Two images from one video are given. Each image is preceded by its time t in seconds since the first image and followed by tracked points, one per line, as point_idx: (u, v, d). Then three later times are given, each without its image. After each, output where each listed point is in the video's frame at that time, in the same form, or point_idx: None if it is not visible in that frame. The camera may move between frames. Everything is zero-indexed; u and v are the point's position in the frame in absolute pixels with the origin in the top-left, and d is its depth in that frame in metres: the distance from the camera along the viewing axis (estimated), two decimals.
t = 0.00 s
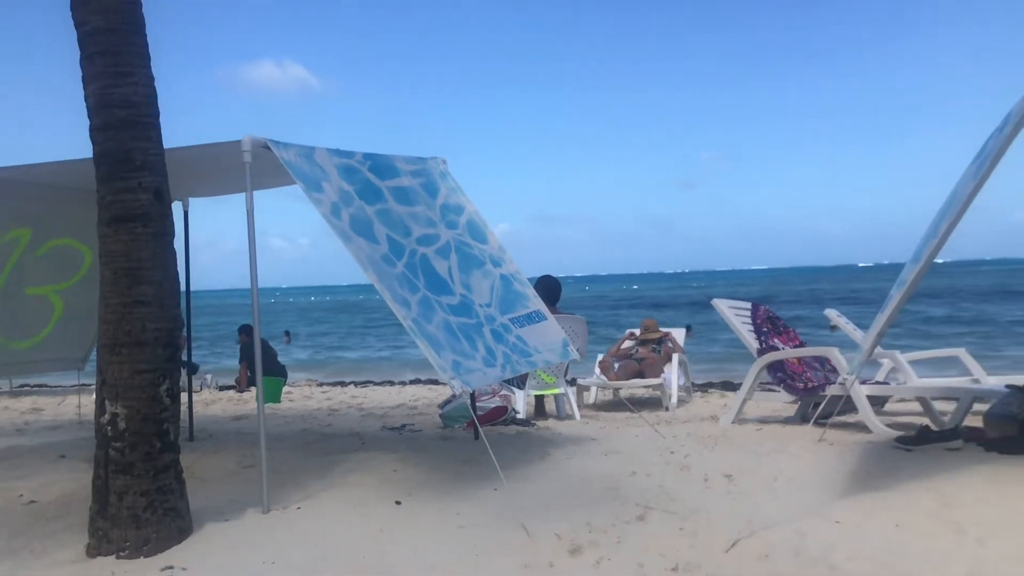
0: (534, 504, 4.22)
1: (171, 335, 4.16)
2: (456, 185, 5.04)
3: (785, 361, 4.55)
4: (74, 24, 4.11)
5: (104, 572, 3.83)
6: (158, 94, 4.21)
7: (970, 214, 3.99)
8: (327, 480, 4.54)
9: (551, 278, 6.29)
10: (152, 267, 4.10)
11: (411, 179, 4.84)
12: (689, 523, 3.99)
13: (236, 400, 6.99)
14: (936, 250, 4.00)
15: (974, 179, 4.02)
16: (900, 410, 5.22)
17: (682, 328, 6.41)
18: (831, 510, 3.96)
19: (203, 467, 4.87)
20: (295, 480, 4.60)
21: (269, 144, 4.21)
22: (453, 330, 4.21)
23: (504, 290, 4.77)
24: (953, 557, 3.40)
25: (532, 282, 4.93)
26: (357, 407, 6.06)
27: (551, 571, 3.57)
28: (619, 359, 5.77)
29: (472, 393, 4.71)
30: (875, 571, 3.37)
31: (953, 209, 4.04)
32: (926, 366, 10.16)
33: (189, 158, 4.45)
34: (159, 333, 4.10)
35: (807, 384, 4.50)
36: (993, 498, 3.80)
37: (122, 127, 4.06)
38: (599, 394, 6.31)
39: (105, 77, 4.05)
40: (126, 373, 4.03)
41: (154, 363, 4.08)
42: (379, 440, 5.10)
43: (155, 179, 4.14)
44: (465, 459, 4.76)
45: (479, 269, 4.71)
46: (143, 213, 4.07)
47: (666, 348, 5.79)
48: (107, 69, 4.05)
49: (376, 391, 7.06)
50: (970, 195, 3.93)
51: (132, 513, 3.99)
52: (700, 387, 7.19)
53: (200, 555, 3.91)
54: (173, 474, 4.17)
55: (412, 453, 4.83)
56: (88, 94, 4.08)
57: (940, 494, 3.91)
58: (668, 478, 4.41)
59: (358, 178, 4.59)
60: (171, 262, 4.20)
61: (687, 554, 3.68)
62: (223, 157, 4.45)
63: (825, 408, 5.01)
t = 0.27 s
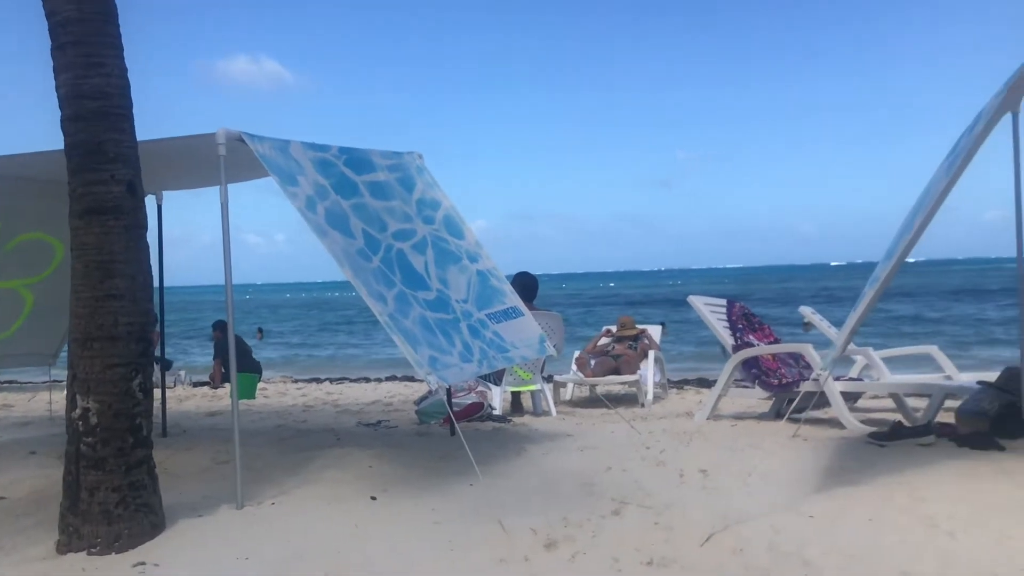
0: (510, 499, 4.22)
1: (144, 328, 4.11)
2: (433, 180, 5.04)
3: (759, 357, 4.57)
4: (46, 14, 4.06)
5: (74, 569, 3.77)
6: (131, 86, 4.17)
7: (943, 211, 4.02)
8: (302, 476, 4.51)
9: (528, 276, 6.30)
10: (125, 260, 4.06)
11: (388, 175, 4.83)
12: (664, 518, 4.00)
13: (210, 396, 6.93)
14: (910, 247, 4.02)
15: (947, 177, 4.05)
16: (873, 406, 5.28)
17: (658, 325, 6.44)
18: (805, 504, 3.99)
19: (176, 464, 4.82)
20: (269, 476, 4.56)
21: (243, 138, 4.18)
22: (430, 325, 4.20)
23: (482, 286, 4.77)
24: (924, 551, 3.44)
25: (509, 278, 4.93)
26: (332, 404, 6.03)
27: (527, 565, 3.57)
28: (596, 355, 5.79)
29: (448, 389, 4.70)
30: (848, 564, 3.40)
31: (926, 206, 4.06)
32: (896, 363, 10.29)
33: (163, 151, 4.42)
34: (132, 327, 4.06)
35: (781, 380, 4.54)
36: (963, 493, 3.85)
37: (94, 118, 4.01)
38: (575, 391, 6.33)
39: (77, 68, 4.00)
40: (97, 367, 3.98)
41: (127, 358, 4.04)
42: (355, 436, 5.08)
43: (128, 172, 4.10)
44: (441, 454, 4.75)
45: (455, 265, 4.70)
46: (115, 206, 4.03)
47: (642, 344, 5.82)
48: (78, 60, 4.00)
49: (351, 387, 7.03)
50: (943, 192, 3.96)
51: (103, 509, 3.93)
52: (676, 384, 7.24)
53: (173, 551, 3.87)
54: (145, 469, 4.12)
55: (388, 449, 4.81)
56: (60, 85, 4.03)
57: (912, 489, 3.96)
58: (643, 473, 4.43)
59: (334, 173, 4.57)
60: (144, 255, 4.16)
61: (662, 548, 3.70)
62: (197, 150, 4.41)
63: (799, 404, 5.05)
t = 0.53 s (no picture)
0: (484, 496, 4.23)
1: (117, 323, 4.08)
2: (410, 177, 5.04)
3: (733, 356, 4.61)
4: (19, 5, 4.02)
5: (43, 565, 3.73)
6: (105, 79, 4.14)
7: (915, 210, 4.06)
8: (276, 473, 4.49)
9: (506, 274, 6.32)
10: (98, 254, 4.03)
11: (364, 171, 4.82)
12: (638, 515, 4.02)
13: (185, 392, 6.88)
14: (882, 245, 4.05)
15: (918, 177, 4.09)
16: (845, 405, 5.33)
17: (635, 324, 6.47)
18: (777, 501, 4.03)
19: (149, 460, 4.79)
20: (243, 473, 4.54)
21: (219, 133, 4.16)
22: (405, 322, 4.20)
23: (458, 284, 4.78)
24: (893, 549, 3.48)
25: (485, 276, 4.94)
26: (308, 400, 6.01)
27: (500, 562, 3.57)
28: (572, 353, 5.81)
29: (424, 386, 4.70)
30: (819, 561, 3.44)
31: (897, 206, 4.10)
32: (869, 363, 10.41)
33: (138, 145, 4.40)
34: (104, 322, 4.03)
35: (755, 379, 4.59)
36: (932, 491, 3.91)
37: (67, 111, 3.98)
38: (551, 389, 6.34)
39: (50, 60, 3.97)
40: (69, 362, 3.95)
41: (99, 352, 4.01)
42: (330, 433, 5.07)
43: (102, 165, 4.07)
44: (416, 451, 4.75)
45: (431, 262, 4.70)
46: (89, 200, 4.00)
47: (618, 343, 5.84)
48: (52, 52, 3.97)
49: (328, 384, 7.01)
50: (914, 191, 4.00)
51: (73, 505, 3.90)
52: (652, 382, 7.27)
53: (144, 548, 3.84)
54: (116, 465, 4.09)
55: (363, 446, 4.81)
56: (33, 77, 3.99)
57: (882, 487, 4.00)
58: (617, 471, 4.45)
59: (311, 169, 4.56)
60: (117, 249, 4.13)
61: (635, 545, 3.72)
62: (172, 144, 4.39)
63: (772, 403, 5.08)
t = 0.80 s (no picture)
0: (459, 497, 4.22)
1: (91, 321, 4.05)
2: (388, 177, 5.03)
3: (709, 358, 4.64)
4: None
5: (12, 565, 3.69)
6: (81, 75, 4.10)
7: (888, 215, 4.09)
8: (251, 473, 4.47)
9: (484, 274, 6.33)
10: (72, 251, 3.99)
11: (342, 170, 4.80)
12: (612, 516, 4.03)
13: (159, 391, 6.82)
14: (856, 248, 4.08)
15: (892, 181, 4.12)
16: (819, 408, 5.38)
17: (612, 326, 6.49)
18: (751, 503, 4.06)
19: (121, 460, 4.75)
20: (217, 472, 4.51)
21: (196, 129, 4.13)
22: (381, 322, 4.19)
23: (435, 284, 4.77)
24: (865, 552, 3.51)
25: (463, 277, 4.94)
26: (283, 399, 5.98)
27: (474, 563, 3.57)
28: (549, 354, 5.82)
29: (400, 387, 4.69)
30: (791, 563, 3.46)
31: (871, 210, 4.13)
32: (842, 364, 10.52)
33: (113, 141, 4.36)
34: (78, 319, 3.99)
35: (730, 381, 4.62)
36: (903, 494, 3.95)
37: (41, 106, 3.94)
38: (528, 389, 6.35)
39: (24, 55, 3.93)
40: (41, 359, 3.91)
41: (72, 350, 3.97)
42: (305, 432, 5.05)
43: (76, 162, 4.03)
44: (392, 452, 4.74)
45: (409, 262, 4.70)
46: (63, 196, 3.96)
47: (596, 344, 5.86)
48: (26, 47, 3.93)
49: (304, 383, 6.98)
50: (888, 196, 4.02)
51: (44, 504, 3.86)
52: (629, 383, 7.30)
53: (116, 547, 3.80)
54: (88, 464, 4.05)
55: (339, 446, 4.79)
56: (7, 71, 3.95)
57: (855, 489, 4.04)
58: (592, 472, 4.45)
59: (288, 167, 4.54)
60: (92, 246, 4.09)
61: (610, 546, 3.73)
62: (148, 140, 4.36)
63: (747, 405, 5.11)
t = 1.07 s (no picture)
0: (435, 499, 4.19)
1: (61, 319, 3.99)
2: (366, 177, 5.00)
3: (686, 362, 4.64)
4: None
5: None
6: (54, 69, 4.05)
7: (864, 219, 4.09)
8: (224, 474, 4.42)
9: (462, 276, 6.30)
10: (43, 248, 3.93)
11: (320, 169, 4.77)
12: (588, 519, 4.02)
13: (132, 391, 6.74)
14: (832, 252, 4.08)
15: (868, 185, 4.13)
16: (795, 412, 5.39)
17: (590, 328, 6.49)
18: (727, 506, 4.05)
19: (92, 460, 4.68)
20: (189, 474, 4.45)
21: (171, 126, 4.08)
22: (357, 323, 4.16)
23: (413, 285, 4.75)
24: (839, 555, 3.51)
25: (441, 278, 4.92)
26: (258, 400, 5.92)
27: (448, 565, 3.54)
28: (527, 357, 5.81)
29: (377, 388, 4.66)
30: (766, 566, 3.46)
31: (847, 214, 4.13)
32: (819, 369, 10.58)
33: (86, 136, 4.30)
34: (48, 317, 3.93)
35: (707, 385, 4.62)
36: (878, 498, 3.96)
37: (13, 100, 3.88)
38: (506, 392, 6.33)
39: None
40: (10, 357, 3.84)
41: (41, 348, 3.90)
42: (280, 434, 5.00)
43: (49, 157, 3.98)
44: (368, 453, 4.71)
45: (386, 263, 4.67)
46: (34, 192, 3.90)
47: (574, 347, 5.85)
48: None
49: (280, 384, 6.92)
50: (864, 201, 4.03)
51: (11, 505, 3.78)
52: (607, 387, 7.29)
53: (84, 549, 3.74)
54: (58, 464, 3.99)
55: (314, 448, 4.75)
56: None
57: (830, 493, 4.05)
58: (569, 475, 4.43)
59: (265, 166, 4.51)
60: (63, 244, 4.04)
61: (585, 549, 3.71)
62: (123, 136, 4.31)
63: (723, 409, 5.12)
